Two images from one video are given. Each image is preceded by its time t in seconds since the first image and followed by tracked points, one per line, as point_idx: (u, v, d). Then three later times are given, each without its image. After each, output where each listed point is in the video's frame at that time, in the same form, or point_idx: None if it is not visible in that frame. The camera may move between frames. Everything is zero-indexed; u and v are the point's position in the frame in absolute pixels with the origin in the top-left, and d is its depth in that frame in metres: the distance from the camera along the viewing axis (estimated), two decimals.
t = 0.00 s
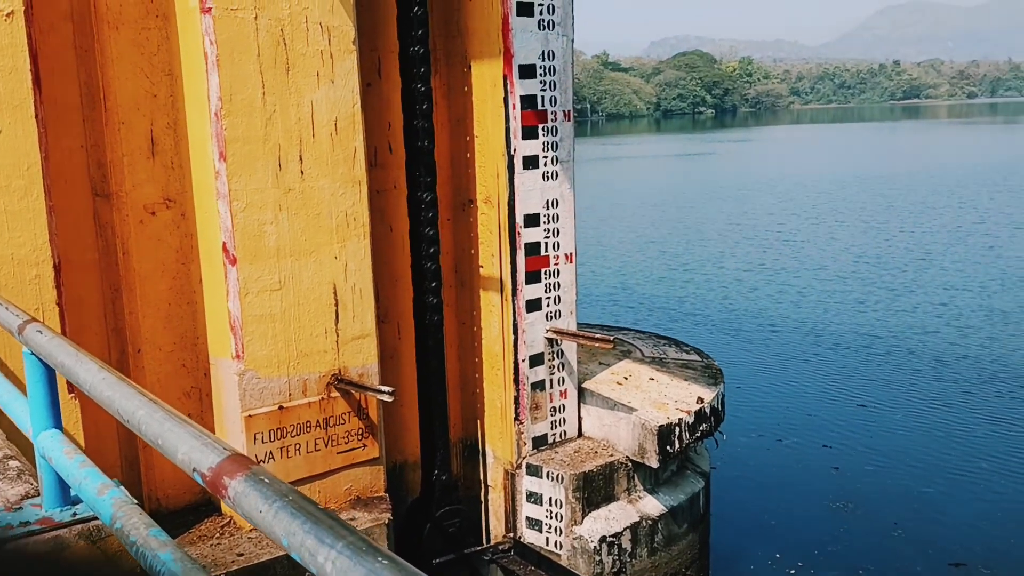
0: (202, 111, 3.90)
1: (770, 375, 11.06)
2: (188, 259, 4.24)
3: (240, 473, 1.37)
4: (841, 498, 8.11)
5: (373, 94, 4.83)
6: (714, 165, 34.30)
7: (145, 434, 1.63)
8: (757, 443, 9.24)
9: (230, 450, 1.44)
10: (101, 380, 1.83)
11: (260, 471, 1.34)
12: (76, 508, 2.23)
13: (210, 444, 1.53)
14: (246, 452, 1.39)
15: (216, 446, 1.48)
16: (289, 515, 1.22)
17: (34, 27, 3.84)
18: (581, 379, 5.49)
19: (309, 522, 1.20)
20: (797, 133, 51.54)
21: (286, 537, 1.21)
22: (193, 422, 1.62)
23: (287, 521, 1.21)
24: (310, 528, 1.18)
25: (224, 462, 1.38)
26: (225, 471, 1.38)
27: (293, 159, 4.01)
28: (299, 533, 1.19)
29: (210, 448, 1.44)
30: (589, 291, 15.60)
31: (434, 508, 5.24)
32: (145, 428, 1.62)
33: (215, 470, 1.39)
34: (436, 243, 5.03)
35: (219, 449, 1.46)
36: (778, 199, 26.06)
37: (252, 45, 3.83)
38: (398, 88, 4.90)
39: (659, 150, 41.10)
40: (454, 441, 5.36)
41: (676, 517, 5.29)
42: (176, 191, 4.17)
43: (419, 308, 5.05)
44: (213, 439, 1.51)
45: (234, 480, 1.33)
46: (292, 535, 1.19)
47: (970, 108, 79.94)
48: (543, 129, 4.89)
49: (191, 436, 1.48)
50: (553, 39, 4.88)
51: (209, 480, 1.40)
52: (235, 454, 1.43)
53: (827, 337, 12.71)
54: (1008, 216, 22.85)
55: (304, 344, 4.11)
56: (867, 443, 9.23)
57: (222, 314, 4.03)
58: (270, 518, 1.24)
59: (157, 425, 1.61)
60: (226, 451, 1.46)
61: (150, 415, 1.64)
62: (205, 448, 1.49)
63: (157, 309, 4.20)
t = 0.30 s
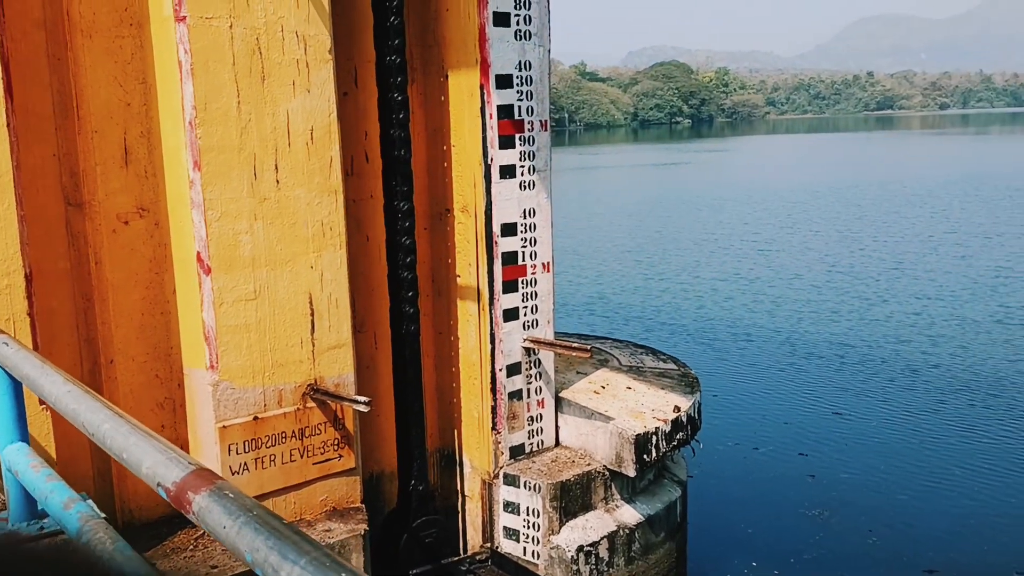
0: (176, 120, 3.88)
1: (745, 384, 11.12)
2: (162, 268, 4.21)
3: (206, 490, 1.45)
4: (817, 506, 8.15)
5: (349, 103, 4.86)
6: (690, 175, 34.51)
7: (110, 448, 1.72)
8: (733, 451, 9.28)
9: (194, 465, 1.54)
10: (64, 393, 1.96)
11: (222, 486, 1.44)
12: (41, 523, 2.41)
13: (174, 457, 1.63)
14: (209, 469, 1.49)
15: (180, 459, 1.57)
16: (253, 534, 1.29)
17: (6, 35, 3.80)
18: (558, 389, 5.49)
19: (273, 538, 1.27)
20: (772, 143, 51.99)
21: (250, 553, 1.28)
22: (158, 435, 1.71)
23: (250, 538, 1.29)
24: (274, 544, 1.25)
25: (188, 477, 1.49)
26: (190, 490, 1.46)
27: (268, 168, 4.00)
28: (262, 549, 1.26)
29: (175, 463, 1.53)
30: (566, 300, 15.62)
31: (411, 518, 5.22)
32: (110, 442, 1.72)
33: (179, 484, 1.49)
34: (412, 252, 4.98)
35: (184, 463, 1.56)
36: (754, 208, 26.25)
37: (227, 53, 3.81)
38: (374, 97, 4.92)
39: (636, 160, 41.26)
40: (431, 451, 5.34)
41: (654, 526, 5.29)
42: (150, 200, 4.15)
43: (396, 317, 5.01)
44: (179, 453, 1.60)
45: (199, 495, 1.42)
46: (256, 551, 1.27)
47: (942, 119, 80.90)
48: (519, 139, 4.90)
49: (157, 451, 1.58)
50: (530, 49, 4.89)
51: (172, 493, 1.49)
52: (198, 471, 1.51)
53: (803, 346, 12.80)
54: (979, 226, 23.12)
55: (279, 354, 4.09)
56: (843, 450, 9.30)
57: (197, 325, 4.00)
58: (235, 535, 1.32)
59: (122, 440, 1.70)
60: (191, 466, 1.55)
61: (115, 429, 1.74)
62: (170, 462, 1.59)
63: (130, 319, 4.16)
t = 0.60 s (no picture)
0: (147, 129, 3.84)
1: (718, 394, 11.17)
2: (132, 278, 4.15)
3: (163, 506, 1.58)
4: (790, 514, 8.19)
5: (322, 113, 4.87)
6: (663, 186, 34.69)
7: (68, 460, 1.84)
8: (707, 461, 9.32)
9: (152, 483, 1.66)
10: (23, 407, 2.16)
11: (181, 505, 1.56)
12: None
13: (133, 474, 1.73)
14: (166, 487, 1.62)
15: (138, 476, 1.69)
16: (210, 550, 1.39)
17: None
18: (533, 399, 5.48)
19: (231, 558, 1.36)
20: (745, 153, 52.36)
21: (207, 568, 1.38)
22: (116, 452, 1.82)
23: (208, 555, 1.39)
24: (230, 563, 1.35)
25: (146, 495, 1.60)
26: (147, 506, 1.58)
27: (241, 178, 3.97)
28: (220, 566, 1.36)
29: (132, 481, 1.65)
30: (540, 310, 15.62)
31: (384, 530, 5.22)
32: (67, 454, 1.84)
33: (136, 501, 1.61)
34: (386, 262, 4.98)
35: (141, 480, 1.67)
36: (727, 219, 26.42)
37: (198, 62, 3.78)
38: (348, 108, 4.92)
39: (610, 170, 41.41)
40: (404, 462, 5.33)
41: (628, 536, 5.29)
42: (119, 210, 4.10)
43: (370, 327, 4.99)
44: (137, 471, 1.71)
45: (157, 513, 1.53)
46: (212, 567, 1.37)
47: (913, 131, 81.91)
48: (494, 149, 4.90)
49: (117, 468, 1.70)
50: (504, 60, 4.90)
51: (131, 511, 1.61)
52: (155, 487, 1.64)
53: (775, 356, 12.88)
54: (947, 237, 23.41)
55: (251, 365, 4.05)
56: (816, 459, 9.36)
57: (167, 335, 3.96)
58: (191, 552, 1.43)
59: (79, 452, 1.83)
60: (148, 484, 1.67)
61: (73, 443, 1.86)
62: (127, 479, 1.70)
63: (99, 330, 4.11)
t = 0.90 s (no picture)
0: (114, 136, 3.81)
1: (689, 401, 11.21)
2: (98, 287, 4.12)
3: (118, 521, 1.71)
4: (761, 520, 8.24)
5: (292, 122, 4.87)
6: (634, 193, 34.83)
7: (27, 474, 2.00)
8: (678, 467, 9.35)
9: (108, 498, 1.80)
10: None
11: (136, 520, 1.69)
12: None
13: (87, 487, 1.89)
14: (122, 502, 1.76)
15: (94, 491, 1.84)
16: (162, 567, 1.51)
17: None
18: (505, 407, 5.47)
19: None
20: (716, 162, 52.70)
21: None
22: (72, 466, 2.00)
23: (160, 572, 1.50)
24: None
25: (103, 509, 1.75)
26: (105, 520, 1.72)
27: (209, 186, 3.94)
28: None
29: (90, 495, 1.80)
30: (512, 318, 15.59)
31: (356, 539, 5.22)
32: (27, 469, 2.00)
33: (94, 516, 1.75)
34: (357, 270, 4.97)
35: (98, 495, 1.82)
36: (697, 227, 26.56)
37: (166, 70, 3.76)
38: (318, 116, 4.93)
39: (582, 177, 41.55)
40: (376, 471, 5.30)
41: (601, 543, 5.29)
42: (85, 219, 4.06)
43: (340, 336, 4.97)
44: (92, 485, 1.86)
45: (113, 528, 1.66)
46: None
47: (881, 139, 82.91)
48: (465, 157, 4.90)
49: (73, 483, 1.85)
50: (475, 68, 4.90)
51: (87, 523, 1.75)
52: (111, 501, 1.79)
53: (744, 363, 12.96)
54: (914, 244, 23.72)
55: (219, 375, 4.02)
56: (786, 464, 9.42)
57: (134, 344, 3.91)
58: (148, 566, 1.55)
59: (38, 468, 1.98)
60: (104, 498, 1.81)
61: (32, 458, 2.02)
62: (84, 493, 1.85)
63: (64, 340, 4.06)
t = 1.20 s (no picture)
0: (79, 142, 3.76)
1: (660, 405, 11.26)
2: (64, 295, 4.07)
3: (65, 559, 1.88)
4: (733, 524, 8.29)
5: (261, 127, 4.85)
6: (606, 199, 34.95)
7: None
8: (650, 471, 9.38)
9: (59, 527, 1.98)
10: None
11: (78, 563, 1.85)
12: None
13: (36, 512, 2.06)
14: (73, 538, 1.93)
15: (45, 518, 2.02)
16: None
17: None
18: (477, 413, 5.45)
19: None
20: (686, 167, 53.01)
21: None
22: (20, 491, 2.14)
23: None
24: None
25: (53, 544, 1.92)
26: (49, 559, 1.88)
27: (175, 193, 3.90)
28: None
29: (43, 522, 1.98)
30: (484, 325, 15.57)
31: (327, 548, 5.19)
32: None
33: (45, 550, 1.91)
34: (327, 276, 4.92)
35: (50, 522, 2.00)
36: (667, 232, 26.70)
37: (132, 75, 3.72)
38: (287, 121, 4.92)
39: (553, 183, 41.66)
40: (347, 478, 5.26)
41: (573, 548, 5.30)
42: (50, 225, 4.00)
43: (311, 342, 4.94)
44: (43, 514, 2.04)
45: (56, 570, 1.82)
46: None
47: (847, 144, 83.94)
48: (435, 162, 4.89)
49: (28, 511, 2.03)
50: (444, 74, 4.90)
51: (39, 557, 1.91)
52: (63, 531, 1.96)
53: (714, 368, 13.04)
54: (880, 248, 24.01)
55: (187, 384, 3.98)
56: (757, 468, 9.49)
57: (99, 352, 3.86)
58: None
59: None
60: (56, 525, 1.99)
61: None
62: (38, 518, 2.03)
63: (29, 348, 4.00)
